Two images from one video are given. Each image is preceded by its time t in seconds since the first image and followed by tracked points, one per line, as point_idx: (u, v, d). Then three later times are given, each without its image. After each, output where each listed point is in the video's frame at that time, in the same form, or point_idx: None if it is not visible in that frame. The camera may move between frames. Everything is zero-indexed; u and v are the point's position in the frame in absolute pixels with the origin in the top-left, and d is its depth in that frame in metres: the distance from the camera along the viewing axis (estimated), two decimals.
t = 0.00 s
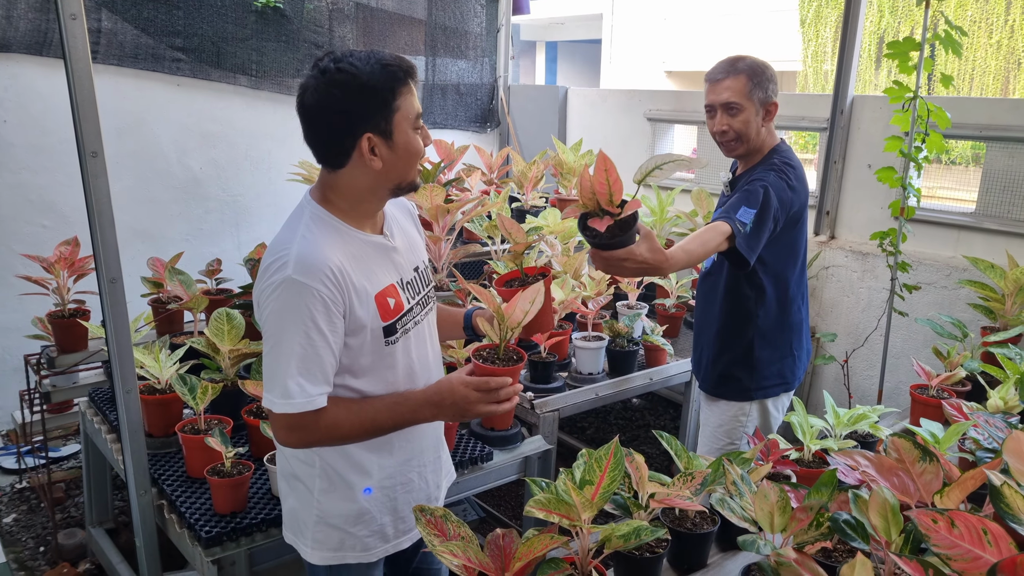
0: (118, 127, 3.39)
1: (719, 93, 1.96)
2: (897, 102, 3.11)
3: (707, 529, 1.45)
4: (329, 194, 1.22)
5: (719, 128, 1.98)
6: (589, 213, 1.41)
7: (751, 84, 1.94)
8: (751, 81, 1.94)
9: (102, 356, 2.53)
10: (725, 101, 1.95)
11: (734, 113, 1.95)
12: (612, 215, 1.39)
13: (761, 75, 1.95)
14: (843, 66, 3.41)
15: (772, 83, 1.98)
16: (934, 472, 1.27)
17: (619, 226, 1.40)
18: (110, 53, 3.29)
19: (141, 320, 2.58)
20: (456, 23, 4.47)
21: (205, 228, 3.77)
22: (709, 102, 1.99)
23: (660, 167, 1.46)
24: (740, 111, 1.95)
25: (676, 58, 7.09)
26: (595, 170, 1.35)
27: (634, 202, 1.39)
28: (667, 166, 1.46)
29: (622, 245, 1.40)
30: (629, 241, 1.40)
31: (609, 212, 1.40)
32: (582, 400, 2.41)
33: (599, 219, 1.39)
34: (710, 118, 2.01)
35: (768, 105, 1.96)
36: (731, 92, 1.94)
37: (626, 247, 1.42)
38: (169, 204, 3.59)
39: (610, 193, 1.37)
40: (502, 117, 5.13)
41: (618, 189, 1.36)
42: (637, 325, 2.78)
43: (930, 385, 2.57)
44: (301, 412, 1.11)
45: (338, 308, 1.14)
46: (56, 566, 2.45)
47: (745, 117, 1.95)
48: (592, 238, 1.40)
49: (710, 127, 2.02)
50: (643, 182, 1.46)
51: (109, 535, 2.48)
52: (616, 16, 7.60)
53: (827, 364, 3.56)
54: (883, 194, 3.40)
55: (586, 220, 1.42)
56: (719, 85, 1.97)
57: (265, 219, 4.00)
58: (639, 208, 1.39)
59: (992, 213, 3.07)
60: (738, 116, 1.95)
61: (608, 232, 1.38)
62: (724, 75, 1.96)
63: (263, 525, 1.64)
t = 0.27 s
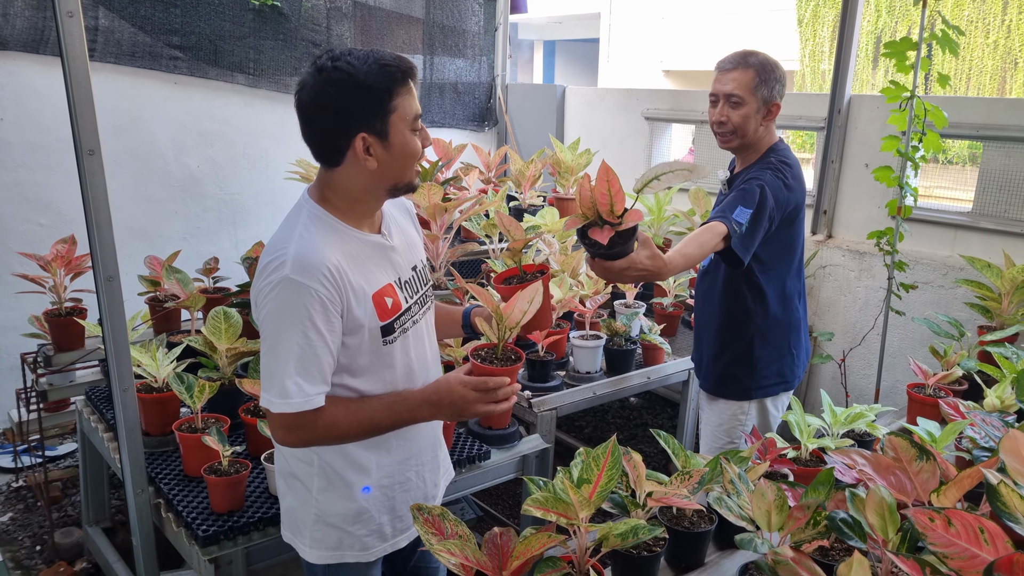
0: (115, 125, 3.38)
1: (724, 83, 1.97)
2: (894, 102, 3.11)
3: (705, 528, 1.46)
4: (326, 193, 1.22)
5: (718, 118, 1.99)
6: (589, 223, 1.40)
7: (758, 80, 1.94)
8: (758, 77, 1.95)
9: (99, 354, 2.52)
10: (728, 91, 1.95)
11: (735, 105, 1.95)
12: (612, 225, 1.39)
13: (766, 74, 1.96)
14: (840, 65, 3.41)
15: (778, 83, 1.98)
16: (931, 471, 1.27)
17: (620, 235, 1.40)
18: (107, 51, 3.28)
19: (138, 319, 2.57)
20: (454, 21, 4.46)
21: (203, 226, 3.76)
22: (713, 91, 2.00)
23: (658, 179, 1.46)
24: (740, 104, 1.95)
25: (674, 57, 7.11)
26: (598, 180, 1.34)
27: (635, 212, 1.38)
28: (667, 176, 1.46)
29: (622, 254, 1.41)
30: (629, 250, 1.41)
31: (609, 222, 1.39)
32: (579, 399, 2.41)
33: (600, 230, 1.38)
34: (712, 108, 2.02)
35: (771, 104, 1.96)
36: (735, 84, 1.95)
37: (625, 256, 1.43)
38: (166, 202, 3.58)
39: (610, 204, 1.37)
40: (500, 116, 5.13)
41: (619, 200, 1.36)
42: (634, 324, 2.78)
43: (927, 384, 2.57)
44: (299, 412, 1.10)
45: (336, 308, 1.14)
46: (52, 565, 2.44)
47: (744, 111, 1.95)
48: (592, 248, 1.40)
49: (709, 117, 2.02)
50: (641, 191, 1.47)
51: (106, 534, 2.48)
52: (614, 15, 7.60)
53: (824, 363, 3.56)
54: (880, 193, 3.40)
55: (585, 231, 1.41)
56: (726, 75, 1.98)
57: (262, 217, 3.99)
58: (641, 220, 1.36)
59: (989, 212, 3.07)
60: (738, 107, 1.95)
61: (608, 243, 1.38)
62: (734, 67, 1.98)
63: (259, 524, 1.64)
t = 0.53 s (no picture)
0: (112, 125, 3.37)
1: (729, 77, 1.97)
2: (891, 100, 3.11)
3: (703, 527, 1.46)
4: (325, 192, 1.22)
5: (720, 111, 1.98)
6: (583, 216, 1.42)
7: (763, 77, 1.95)
8: (763, 73, 1.95)
9: (96, 354, 2.52)
10: (733, 85, 1.95)
11: (738, 98, 1.95)
12: (604, 218, 1.39)
13: (769, 74, 1.96)
14: (837, 63, 3.41)
15: (783, 82, 1.99)
16: (929, 469, 1.26)
17: (612, 228, 1.40)
18: (103, 50, 3.27)
19: (136, 318, 2.57)
20: (451, 20, 4.46)
21: (200, 226, 3.75)
22: (718, 84, 2.00)
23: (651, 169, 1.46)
24: (744, 98, 1.95)
25: (671, 56, 7.12)
26: (588, 172, 1.35)
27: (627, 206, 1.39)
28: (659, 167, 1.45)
29: (615, 247, 1.40)
30: (623, 242, 1.39)
31: (603, 216, 1.40)
32: (578, 398, 2.41)
33: (591, 223, 1.40)
34: (715, 101, 2.02)
35: (774, 102, 1.97)
36: (740, 78, 1.95)
37: (619, 250, 1.42)
38: (163, 201, 3.58)
39: (602, 197, 1.37)
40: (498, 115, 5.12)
41: (610, 193, 1.36)
42: (632, 323, 2.78)
43: (924, 382, 2.58)
44: (298, 411, 1.10)
45: (336, 307, 1.13)
46: (50, 565, 2.44)
47: (747, 106, 1.95)
48: (585, 242, 1.40)
49: (713, 110, 2.02)
50: (634, 180, 1.47)
51: (103, 534, 2.48)
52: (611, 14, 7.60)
53: (821, 361, 3.57)
54: (877, 192, 3.41)
55: (578, 224, 1.42)
56: (732, 69, 1.98)
57: (259, 216, 3.98)
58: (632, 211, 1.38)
59: (985, 210, 3.07)
60: (741, 101, 1.95)
61: (599, 235, 1.39)
62: (740, 61, 1.98)
63: (258, 524, 1.63)
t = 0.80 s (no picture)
0: (110, 125, 3.37)
1: (729, 77, 1.97)
2: (889, 100, 3.11)
3: (703, 526, 1.46)
4: (328, 192, 1.22)
5: (720, 111, 1.99)
6: (588, 209, 1.42)
7: (763, 77, 1.95)
8: (764, 73, 1.95)
9: (94, 354, 2.51)
10: (733, 86, 1.96)
11: (739, 99, 1.95)
12: (609, 213, 1.39)
13: (770, 75, 1.96)
14: (835, 63, 3.42)
15: (783, 82, 1.99)
16: (927, 468, 1.27)
17: (617, 223, 1.40)
18: (102, 50, 3.26)
19: (135, 318, 2.57)
20: (449, 20, 4.46)
21: (198, 226, 3.75)
22: (718, 84, 2.01)
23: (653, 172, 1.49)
24: (744, 98, 1.95)
25: (668, 56, 7.13)
26: (597, 167, 1.35)
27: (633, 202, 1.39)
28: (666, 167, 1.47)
29: (619, 242, 1.40)
30: (626, 238, 1.39)
31: (607, 211, 1.40)
32: (576, 398, 2.42)
33: (595, 217, 1.40)
34: (716, 101, 2.02)
35: (774, 102, 1.97)
36: (741, 79, 1.95)
37: (622, 245, 1.42)
38: (161, 201, 3.57)
39: (609, 193, 1.37)
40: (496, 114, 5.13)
41: (618, 189, 1.36)
42: (630, 322, 2.78)
43: (922, 382, 2.58)
44: (301, 411, 1.10)
45: (338, 307, 1.14)
46: (48, 566, 2.43)
47: (747, 106, 1.95)
48: (588, 236, 1.40)
49: (713, 110, 2.02)
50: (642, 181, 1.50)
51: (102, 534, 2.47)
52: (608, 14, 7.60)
53: (819, 361, 3.57)
54: (875, 192, 3.42)
55: (582, 216, 1.42)
56: (732, 69, 1.98)
57: (257, 216, 3.98)
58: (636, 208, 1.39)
59: (983, 210, 3.08)
60: (742, 102, 1.95)
61: (602, 230, 1.39)
62: (740, 62, 1.98)
63: (257, 524, 1.63)
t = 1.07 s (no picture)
0: (110, 125, 3.37)
1: (730, 77, 1.97)
2: (888, 100, 3.12)
3: (703, 526, 1.46)
4: (331, 192, 1.22)
5: (721, 111, 1.99)
6: (592, 207, 1.43)
7: (764, 76, 1.95)
8: (765, 73, 1.95)
9: (94, 354, 2.51)
10: (734, 86, 1.96)
11: (740, 99, 1.96)
12: (614, 211, 1.40)
13: (772, 74, 1.96)
14: (834, 63, 3.43)
15: (784, 82, 1.99)
16: (927, 467, 1.27)
17: (621, 221, 1.40)
18: (101, 50, 3.26)
19: (135, 318, 2.57)
20: (448, 20, 4.46)
21: (197, 225, 3.74)
22: (719, 85, 2.01)
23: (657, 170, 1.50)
24: (745, 98, 1.95)
25: (666, 56, 7.15)
26: (599, 164, 1.35)
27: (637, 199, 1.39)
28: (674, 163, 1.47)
29: (624, 239, 1.41)
30: (631, 237, 1.40)
31: (612, 208, 1.41)
32: (576, 397, 2.42)
33: (600, 214, 1.40)
34: (717, 101, 2.03)
35: (775, 102, 1.97)
36: (742, 79, 1.95)
37: (627, 243, 1.43)
38: (160, 201, 3.57)
39: (613, 189, 1.37)
40: (495, 114, 5.13)
41: (621, 186, 1.36)
42: (630, 322, 2.78)
43: (921, 381, 2.59)
44: (306, 410, 1.11)
45: (343, 305, 1.14)
46: (48, 565, 2.43)
47: (749, 106, 1.95)
48: (593, 234, 1.41)
49: (714, 110, 2.02)
50: (647, 177, 1.50)
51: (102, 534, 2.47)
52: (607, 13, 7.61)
53: (818, 361, 3.58)
54: (874, 191, 3.42)
55: (588, 213, 1.43)
56: (733, 69, 1.98)
57: (257, 216, 3.98)
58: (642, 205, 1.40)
59: (982, 210, 3.09)
60: (743, 102, 1.96)
61: (607, 228, 1.40)
62: (741, 62, 1.98)
63: (258, 523, 1.64)
